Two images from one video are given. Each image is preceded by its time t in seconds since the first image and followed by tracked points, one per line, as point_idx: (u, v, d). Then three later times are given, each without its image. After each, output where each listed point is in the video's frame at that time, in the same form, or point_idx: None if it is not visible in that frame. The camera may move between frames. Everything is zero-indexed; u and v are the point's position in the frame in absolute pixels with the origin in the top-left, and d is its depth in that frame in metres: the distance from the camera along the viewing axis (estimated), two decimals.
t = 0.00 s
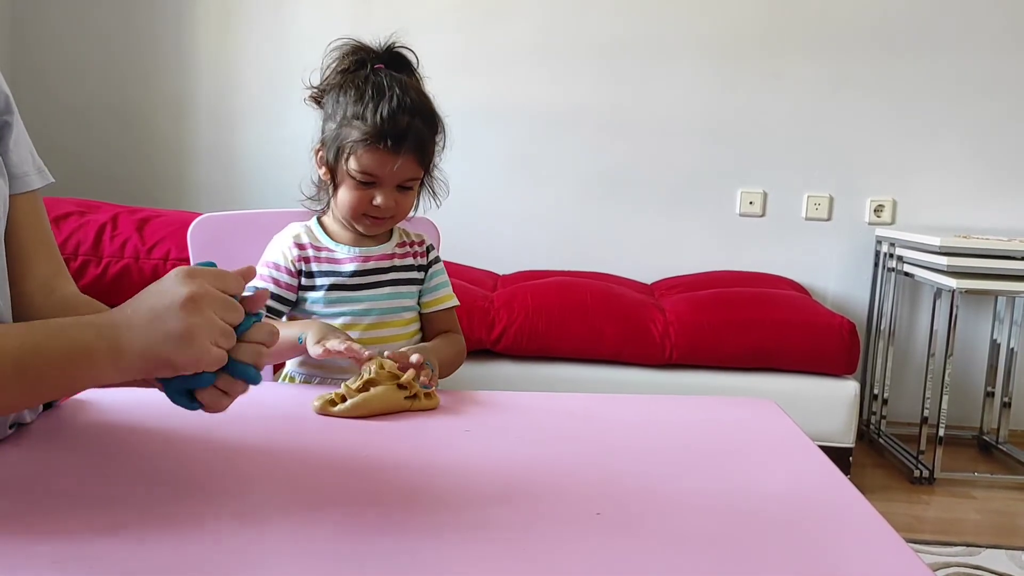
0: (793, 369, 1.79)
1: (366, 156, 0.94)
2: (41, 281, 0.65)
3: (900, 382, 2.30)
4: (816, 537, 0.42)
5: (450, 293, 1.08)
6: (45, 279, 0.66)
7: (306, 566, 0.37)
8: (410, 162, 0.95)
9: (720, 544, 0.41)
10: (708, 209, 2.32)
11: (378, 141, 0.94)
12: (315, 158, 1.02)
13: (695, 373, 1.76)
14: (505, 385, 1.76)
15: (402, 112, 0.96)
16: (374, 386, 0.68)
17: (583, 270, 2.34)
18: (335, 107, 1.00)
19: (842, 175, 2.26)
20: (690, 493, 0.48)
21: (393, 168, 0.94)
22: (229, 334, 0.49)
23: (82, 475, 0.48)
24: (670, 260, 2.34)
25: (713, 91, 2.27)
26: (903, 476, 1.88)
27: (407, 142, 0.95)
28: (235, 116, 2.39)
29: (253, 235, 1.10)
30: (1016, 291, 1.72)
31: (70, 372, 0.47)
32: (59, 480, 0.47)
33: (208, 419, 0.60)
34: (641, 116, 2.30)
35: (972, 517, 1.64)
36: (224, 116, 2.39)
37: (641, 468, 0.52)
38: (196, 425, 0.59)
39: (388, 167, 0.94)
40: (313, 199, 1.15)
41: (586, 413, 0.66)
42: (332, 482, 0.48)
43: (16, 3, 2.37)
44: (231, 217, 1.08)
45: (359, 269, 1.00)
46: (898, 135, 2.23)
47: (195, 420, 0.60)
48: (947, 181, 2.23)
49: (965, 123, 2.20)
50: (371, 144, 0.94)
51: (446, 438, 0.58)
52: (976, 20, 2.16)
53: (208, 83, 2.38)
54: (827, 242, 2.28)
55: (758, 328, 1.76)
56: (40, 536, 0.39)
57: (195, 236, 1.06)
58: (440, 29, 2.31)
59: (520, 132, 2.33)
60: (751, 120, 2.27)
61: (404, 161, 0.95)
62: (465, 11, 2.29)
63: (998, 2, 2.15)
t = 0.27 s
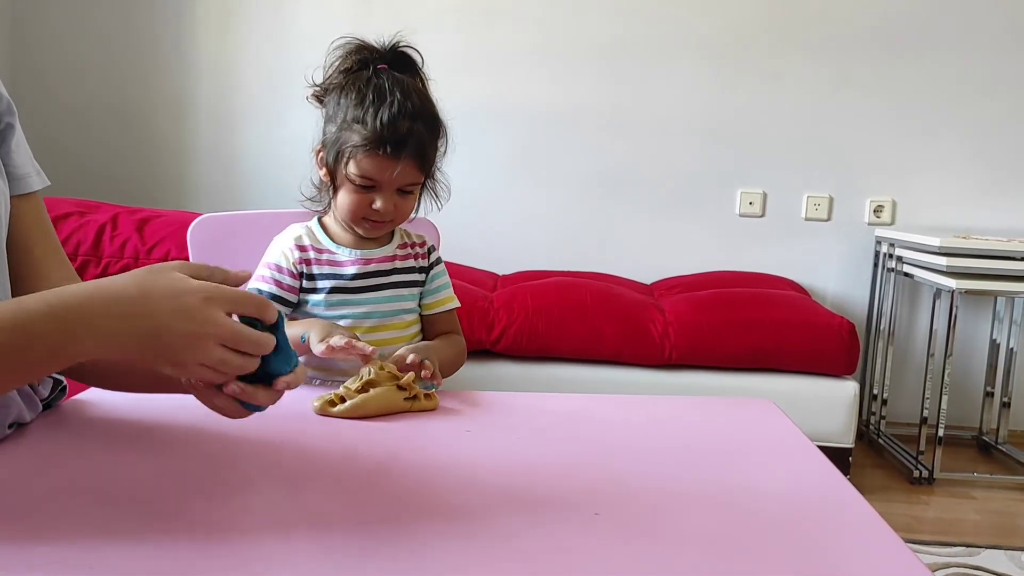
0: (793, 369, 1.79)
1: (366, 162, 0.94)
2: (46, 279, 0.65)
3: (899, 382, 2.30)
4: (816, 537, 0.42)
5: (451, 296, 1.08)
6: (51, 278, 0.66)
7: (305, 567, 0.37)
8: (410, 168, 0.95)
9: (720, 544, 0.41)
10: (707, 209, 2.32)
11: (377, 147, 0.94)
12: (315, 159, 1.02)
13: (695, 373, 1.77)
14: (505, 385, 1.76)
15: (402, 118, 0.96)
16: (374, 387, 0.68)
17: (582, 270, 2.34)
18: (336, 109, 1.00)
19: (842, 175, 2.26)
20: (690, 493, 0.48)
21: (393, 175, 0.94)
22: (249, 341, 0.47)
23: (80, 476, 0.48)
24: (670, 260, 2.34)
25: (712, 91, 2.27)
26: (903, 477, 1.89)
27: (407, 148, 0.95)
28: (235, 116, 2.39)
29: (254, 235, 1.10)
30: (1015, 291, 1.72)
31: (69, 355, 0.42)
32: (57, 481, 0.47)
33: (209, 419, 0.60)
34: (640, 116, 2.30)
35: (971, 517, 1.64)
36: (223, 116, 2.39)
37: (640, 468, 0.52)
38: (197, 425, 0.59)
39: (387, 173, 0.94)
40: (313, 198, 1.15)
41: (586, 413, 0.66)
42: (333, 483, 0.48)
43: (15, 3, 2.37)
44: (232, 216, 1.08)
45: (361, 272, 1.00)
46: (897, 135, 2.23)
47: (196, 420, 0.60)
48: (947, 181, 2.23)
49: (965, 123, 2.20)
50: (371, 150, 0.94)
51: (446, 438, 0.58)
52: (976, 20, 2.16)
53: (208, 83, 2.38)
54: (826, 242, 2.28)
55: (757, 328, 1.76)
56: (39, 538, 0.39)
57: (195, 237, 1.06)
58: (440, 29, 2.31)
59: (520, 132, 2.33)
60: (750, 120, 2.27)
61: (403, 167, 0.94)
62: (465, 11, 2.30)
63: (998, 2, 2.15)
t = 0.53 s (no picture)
0: (792, 369, 1.79)
1: (363, 163, 0.94)
2: (52, 276, 0.66)
3: (898, 382, 2.30)
4: (815, 536, 0.42)
5: (453, 293, 1.08)
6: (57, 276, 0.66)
7: (307, 565, 0.37)
8: (408, 169, 0.95)
9: (719, 543, 0.41)
10: (707, 209, 2.32)
11: (375, 148, 0.94)
12: (315, 159, 1.02)
13: (694, 373, 1.77)
14: (504, 384, 1.77)
15: (401, 118, 0.96)
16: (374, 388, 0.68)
17: (582, 270, 2.35)
18: (335, 109, 1.00)
19: (841, 175, 2.26)
20: (689, 492, 0.48)
21: (390, 176, 0.94)
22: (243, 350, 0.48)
23: (84, 473, 0.48)
24: (669, 260, 2.35)
25: (712, 91, 2.28)
26: (901, 476, 1.89)
27: (405, 149, 0.95)
28: (235, 116, 2.39)
29: (255, 235, 1.10)
30: (1014, 291, 1.73)
31: (73, 390, 0.45)
32: (60, 477, 0.47)
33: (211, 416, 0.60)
34: (640, 116, 2.30)
35: (970, 517, 1.65)
36: (224, 116, 2.39)
37: (640, 467, 0.53)
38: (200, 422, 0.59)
39: (385, 174, 0.94)
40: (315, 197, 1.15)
41: (586, 412, 0.67)
42: (334, 480, 0.48)
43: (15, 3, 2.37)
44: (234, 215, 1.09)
45: (363, 273, 1.00)
46: (896, 135, 2.24)
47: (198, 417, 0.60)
48: (946, 181, 2.23)
49: (964, 123, 2.21)
50: (369, 151, 0.94)
51: (448, 437, 0.58)
52: (975, 20, 2.17)
53: (208, 83, 2.38)
54: (825, 242, 2.28)
55: (756, 328, 1.77)
56: (41, 534, 0.39)
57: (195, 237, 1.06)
58: (440, 29, 2.31)
59: (519, 132, 2.33)
60: (750, 120, 2.27)
61: (401, 168, 0.94)
62: (466, 11, 2.30)
63: (997, 3, 2.16)
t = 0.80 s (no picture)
0: (791, 368, 1.79)
1: (362, 162, 0.94)
2: (50, 279, 0.66)
3: (897, 382, 2.31)
4: (815, 536, 0.42)
5: (453, 293, 1.08)
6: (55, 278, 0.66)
7: (306, 564, 0.37)
8: (407, 168, 0.95)
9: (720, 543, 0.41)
10: (706, 209, 2.32)
11: (374, 147, 0.94)
12: (314, 158, 1.02)
13: (694, 373, 1.77)
14: (504, 384, 1.77)
15: (400, 118, 0.96)
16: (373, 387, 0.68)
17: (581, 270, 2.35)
18: (335, 109, 1.00)
19: (840, 175, 2.26)
20: (690, 493, 0.48)
21: (389, 175, 0.94)
22: (244, 348, 0.47)
23: (84, 470, 0.48)
24: (669, 260, 2.35)
25: (711, 91, 2.28)
26: (901, 476, 1.89)
27: (404, 148, 0.95)
28: (234, 116, 2.39)
29: (255, 235, 1.10)
30: (1014, 291, 1.73)
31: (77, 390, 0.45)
32: (59, 474, 0.47)
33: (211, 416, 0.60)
34: (639, 116, 2.30)
35: (969, 516, 1.65)
36: (223, 116, 2.39)
37: (640, 467, 0.53)
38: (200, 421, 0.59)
39: (383, 173, 0.93)
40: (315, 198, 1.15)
41: (586, 411, 0.66)
42: (334, 479, 0.48)
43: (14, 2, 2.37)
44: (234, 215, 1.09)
45: (363, 273, 1.00)
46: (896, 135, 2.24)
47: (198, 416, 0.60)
48: (945, 181, 2.23)
49: (963, 123, 2.21)
50: (367, 149, 0.94)
51: (448, 436, 0.58)
52: (974, 21, 2.17)
53: (207, 83, 2.38)
54: (825, 242, 2.28)
55: (756, 328, 1.77)
56: (40, 531, 0.39)
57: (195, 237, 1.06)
58: (440, 30, 2.31)
59: (518, 132, 2.33)
60: (749, 120, 2.28)
61: (400, 167, 0.94)
62: (465, 12, 2.30)
63: (996, 3, 2.16)
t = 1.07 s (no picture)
0: (790, 368, 1.79)
1: (362, 161, 0.93)
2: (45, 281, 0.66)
3: (896, 382, 2.31)
4: (813, 537, 0.42)
5: (452, 293, 1.08)
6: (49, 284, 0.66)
7: (306, 564, 0.37)
8: (407, 168, 0.94)
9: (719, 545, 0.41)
10: (706, 208, 2.32)
11: (374, 146, 0.93)
12: (314, 157, 1.02)
13: (693, 372, 1.77)
14: (504, 384, 1.77)
15: (401, 118, 0.96)
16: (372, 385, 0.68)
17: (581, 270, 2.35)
18: (336, 108, 1.00)
19: (840, 175, 2.26)
20: (691, 493, 0.48)
21: (390, 173, 0.93)
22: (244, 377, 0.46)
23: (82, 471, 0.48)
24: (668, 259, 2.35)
25: (711, 91, 2.28)
26: (900, 476, 1.89)
27: (404, 148, 0.95)
28: (232, 116, 2.39)
29: (253, 235, 1.10)
30: (1014, 291, 1.73)
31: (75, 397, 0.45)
32: (59, 476, 0.47)
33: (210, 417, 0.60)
34: (637, 116, 2.30)
35: (968, 516, 1.65)
36: (223, 116, 2.39)
37: (639, 467, 0.53)
38: (199, 422, 0.59)
39: (383, 172, 0.93)
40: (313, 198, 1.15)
41: (586, 412, 0.66)
42: (330, 480, 0.48)
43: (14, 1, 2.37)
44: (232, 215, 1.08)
45: (362, 274, 1.00)
46: (896, 135, 2.24)
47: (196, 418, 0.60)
48: (945, 181, 2.23)
49: (963, 124, 2.21)
50: (368, 148, 0.93)
51: (447, 436, 0.58)
52: (974, 21, 2.17)
53: (206, 83, 2.38)
54: (825, 242, 2.28)
55: (756, 328, 1.77)
56: (41, 531, 0.39)
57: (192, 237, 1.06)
58: (440, 29, 2.31)
59: (517, 132, 2.33)
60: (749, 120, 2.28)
61: (401, 166, 0.94)
62: (465, 11, 2.30)
63: (997, 3, 2.16)
